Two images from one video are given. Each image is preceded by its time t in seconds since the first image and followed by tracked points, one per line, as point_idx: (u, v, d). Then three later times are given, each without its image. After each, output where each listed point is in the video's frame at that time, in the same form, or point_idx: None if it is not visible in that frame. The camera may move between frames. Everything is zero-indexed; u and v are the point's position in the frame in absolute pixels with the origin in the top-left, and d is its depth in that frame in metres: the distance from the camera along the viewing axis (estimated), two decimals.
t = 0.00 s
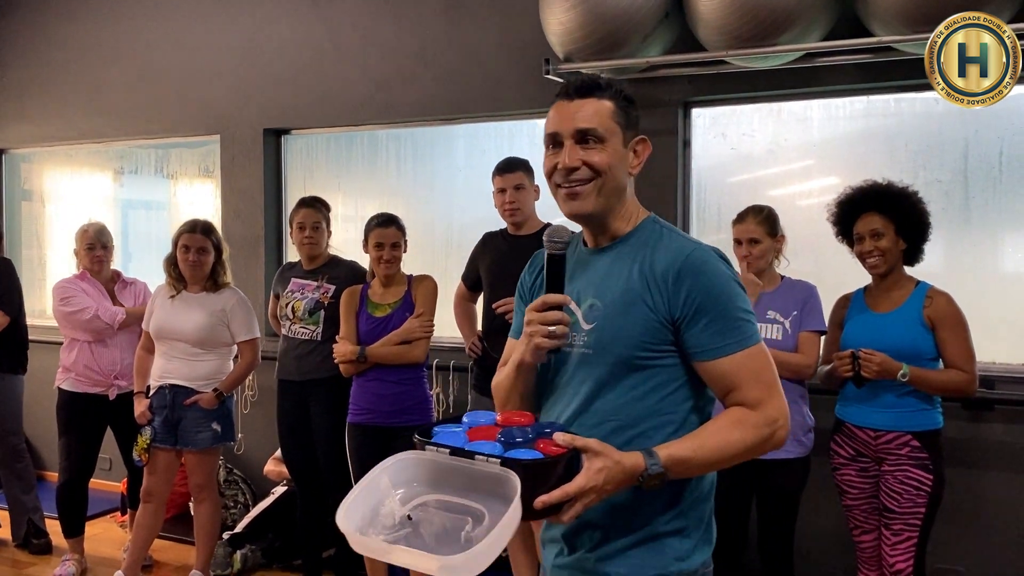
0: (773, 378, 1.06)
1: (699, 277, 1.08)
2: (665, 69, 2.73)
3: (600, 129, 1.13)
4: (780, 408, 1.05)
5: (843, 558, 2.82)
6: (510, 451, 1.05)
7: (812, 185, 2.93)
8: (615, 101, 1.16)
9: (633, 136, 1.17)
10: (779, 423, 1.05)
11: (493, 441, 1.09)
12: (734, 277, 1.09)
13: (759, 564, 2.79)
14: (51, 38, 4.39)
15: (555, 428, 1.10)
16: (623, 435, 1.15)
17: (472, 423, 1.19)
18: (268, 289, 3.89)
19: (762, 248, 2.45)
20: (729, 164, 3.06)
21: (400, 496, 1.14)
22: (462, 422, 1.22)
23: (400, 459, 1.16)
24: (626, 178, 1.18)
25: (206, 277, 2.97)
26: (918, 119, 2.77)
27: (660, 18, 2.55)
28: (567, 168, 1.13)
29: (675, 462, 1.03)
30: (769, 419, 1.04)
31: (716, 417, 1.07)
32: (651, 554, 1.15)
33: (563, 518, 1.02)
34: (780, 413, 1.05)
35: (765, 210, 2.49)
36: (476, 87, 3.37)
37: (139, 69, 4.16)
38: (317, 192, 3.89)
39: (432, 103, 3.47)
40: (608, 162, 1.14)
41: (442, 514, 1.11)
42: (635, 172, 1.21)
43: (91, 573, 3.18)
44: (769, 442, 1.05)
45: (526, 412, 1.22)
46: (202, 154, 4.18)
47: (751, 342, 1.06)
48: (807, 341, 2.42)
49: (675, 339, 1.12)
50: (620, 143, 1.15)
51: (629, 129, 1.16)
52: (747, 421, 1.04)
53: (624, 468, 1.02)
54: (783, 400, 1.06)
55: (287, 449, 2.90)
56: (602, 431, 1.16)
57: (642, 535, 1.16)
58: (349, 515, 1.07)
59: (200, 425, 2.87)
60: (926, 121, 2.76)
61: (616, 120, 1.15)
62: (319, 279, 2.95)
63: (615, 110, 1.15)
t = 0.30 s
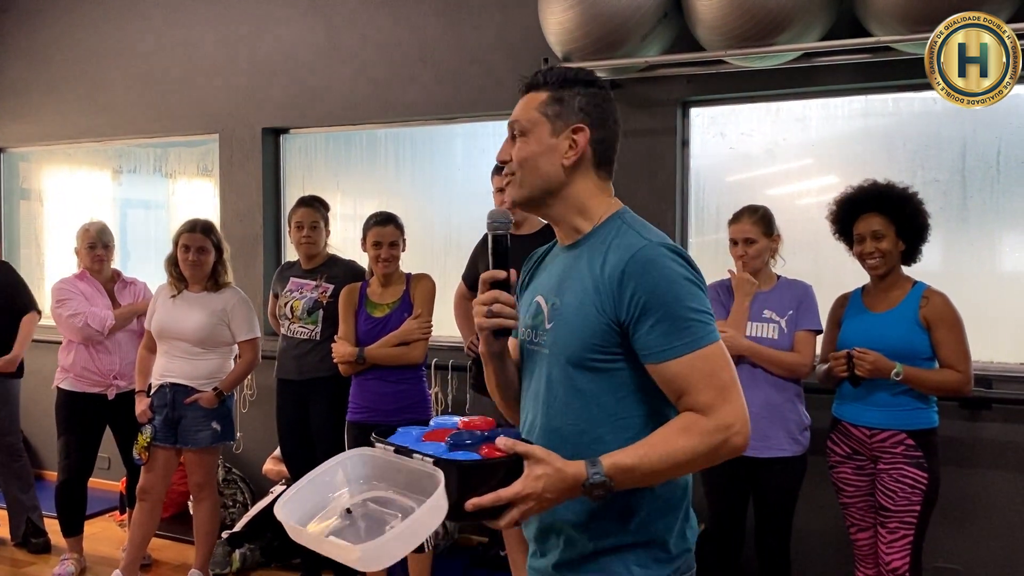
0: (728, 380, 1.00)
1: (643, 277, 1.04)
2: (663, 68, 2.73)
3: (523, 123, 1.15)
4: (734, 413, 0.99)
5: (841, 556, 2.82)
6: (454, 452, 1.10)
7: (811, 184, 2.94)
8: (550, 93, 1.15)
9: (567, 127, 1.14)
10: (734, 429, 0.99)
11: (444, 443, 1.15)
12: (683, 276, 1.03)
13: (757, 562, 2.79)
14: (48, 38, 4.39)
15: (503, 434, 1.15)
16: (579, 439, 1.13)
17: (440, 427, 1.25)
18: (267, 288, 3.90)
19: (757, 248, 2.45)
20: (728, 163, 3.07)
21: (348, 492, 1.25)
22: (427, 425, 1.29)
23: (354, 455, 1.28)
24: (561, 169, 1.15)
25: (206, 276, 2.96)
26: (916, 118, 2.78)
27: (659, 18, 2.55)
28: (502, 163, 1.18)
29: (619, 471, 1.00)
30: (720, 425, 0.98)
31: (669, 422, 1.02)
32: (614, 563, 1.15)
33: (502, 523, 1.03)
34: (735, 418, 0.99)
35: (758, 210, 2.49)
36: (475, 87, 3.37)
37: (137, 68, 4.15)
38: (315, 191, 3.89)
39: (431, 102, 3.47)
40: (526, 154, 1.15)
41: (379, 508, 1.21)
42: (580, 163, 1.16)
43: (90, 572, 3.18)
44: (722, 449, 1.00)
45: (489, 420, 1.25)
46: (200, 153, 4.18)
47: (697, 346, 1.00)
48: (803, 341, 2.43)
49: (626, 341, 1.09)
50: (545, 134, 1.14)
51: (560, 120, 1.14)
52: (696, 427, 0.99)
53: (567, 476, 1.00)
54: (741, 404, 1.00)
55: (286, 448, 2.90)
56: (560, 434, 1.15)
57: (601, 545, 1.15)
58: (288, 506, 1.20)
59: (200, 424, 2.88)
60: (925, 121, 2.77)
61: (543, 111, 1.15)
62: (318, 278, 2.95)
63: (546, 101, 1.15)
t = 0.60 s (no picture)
0: (675, 388, 1.01)
1: (590, 289, 1.07)
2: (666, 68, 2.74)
3: (505, 146, 1.23)
4: (679, 422, 1.00)
5: (842, 556, 2.83)
6: (434, 453, 1.24)
7: (814, 184, 2.94)
8: (523, 115, 1.21)
9: (534, 147, 1.19)
10: (679, 438, 1.00)
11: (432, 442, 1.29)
12: (629, 286, 1.05)
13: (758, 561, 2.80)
14: (51, 38, 4.40)
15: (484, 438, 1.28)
16: (566, 438, 1.20)
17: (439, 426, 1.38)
18: (271, 288, 3.91)
19: (758, 248, 2.46)
20: (730, 163, 3.07)
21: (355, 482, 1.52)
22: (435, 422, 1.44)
23: (362, 452, 1.53)
24: (537, 186, 1.21)
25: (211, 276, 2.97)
26: (918, 118, 2.78)
27: (661, 18, 2.56)
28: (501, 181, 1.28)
29: (573, 479, 1.07)
30: (663, 434, 1.00)
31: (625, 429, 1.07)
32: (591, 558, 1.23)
33: (471, 523, 1.15)
34: (681, 427, 1.00)
35: (760, 209, 2.49)
36: (478, 87, 3.38)
37: (140, 68, 4.17)
38: (318, 191, 3.90)
39: (434, 102, 3.48)
40: (510, 174, 1.23)
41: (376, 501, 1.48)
42: (553, 178, 1.20)
43: (94, 571, 3.20)
44: (669, 457, 1.01)
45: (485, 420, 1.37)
46: (203, 153, 4.19)
47: (638, 357, 1.02)
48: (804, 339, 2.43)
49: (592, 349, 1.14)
50: (518, 157, 1.21)
51: (528, 141, 1.19)
52: (641, 434, 1.02)
53: (527, 480, 1.10)
54: (689, 412, 1.01)
55: (290, 448, 2.91)
56: (552, 432, 1.22)
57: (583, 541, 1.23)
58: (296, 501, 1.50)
59: (207, 423, 2.89)
60: (927, 120, 2.77)
61: (518, 134, 1.20)
62: (322, 278, 2.96)
63: (522, 122, 1.20)
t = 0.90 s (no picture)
0: (653, 380, 1.07)
1: (584, 282, 1.14)
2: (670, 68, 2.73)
3: (541, 134, 1.31)
4: (654, 412, 1.07)
5: (846, 556, 2.83)
6: (451, 434, 1.30)
7: (818, 183, 2.93)
8: (559, 106, 1.28)
9: (563, 138, 1.26)
10: (654, 428, 1.07)
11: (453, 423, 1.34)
12: (618, 281, 1.11)
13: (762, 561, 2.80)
14: (56, 38, 4.41)
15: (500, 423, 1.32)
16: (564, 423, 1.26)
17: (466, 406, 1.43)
18: (275, 287, 3.91)
19: (761, 244, 2.45)
20: (734, 162, 3.06)
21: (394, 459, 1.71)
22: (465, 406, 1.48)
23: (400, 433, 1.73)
24: (562, 176, 1.28)
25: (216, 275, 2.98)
26: (923, 117, 2.77)
27: (666, 16, 2.56)
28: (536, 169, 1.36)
29: (563, 461, 1.17)
30: (639, 424, 1.08)
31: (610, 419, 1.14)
32: (589, 536, 1.29)
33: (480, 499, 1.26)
34: (655, 417, 1.07)
35: (762, 208, 2.48)
36: (481, 86, 3.38)
37: (144, 68, 4.17)
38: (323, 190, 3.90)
39: (438, 101, 3.48)
40: (542, 163, 1.31)
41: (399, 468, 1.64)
42: (578, 170, 1.27)
43: (99, 569, 3.21)
44: (645, 445, 1.09)
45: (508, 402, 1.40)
46: (208, 153, 4.19)
47: (623, 348, 1.08)
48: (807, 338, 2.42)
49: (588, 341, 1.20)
50: (550, 145, 1.28)
51: (560, 132, 1.27)
52: (620, 424, 1.10)
53: (525, 462, 1.21)
54: (665, 405, 1.07)
55: (295, 447, 2.91)
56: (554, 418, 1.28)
57: (583, 519, 1.29)
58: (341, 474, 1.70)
59: (214, 421, 2.89)
60: (931, 119, 2.76)
61: (553, 124, 1.28)
62: (327, 277, 2.96)
63: (558, 115, 1.28)
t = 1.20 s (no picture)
0: (640, 382, 1.09)
1: (581, 285, 1.16)
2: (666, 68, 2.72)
3: (554, 145, 1.33)
4: (640, 415, 1.09)
5: (841, 556, 2.83)
6: (460, 430, 1.31)
7: (813, 183, 2.93)
8: (571, 116, 1.30)
9: (575, 148, 1.28)
10: (639, 430, 1.09)
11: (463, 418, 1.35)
12: (611, 286, 1.13)
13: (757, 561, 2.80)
14: (50, 38, 4.40)
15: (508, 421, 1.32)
16: (563, 423, 1.28)
17: (481, 402, 1.41)
18: (270, 288, 3.90)
19: (755, 240, 2.45)
20: (730, 162, 3.06)
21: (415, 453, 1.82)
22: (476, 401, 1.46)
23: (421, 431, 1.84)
24: (574, 185, 1.30)
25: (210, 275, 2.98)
26: (918, 117, 2.78)
27: (660, 16, 2.55)
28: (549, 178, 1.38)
29: (558, 459, 1.18)
30: (624, 425, 1.10)
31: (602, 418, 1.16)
32: (582, 527, 1.30)
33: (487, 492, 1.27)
34: (640, 420, 1.09)
35: (752, 207, 2.48)
36: (476, 86, 3.38)
37: (139, 68, 4.16)
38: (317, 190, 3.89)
39: (434, 101, 3.47)
40: (555, 173, 1.33)
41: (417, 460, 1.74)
42: (589, 178, 1.28)
43: (93, 571, 3.19)
44: (631, 446, 1.10)
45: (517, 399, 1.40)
46: (203, 153, 4.18)
47: (613, 351, 1.10)
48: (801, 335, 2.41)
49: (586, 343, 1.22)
50: (563, 155, 1.30)
51: (572, 141, 1.29)
52: (608, 424, 1.12)
53: (527, 458, 1.23)
54: (651, 407, 1.09)
55: (290, 448, 2.91)
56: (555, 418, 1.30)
57: (577, 509, 1.30)
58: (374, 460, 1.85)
59: (208, 422, 2.88)
60: (926, 119, 2.77)
61: (565, 135, 1.30)
62: (322, 278, 2.95)
63: (569, 125, 1.30)
